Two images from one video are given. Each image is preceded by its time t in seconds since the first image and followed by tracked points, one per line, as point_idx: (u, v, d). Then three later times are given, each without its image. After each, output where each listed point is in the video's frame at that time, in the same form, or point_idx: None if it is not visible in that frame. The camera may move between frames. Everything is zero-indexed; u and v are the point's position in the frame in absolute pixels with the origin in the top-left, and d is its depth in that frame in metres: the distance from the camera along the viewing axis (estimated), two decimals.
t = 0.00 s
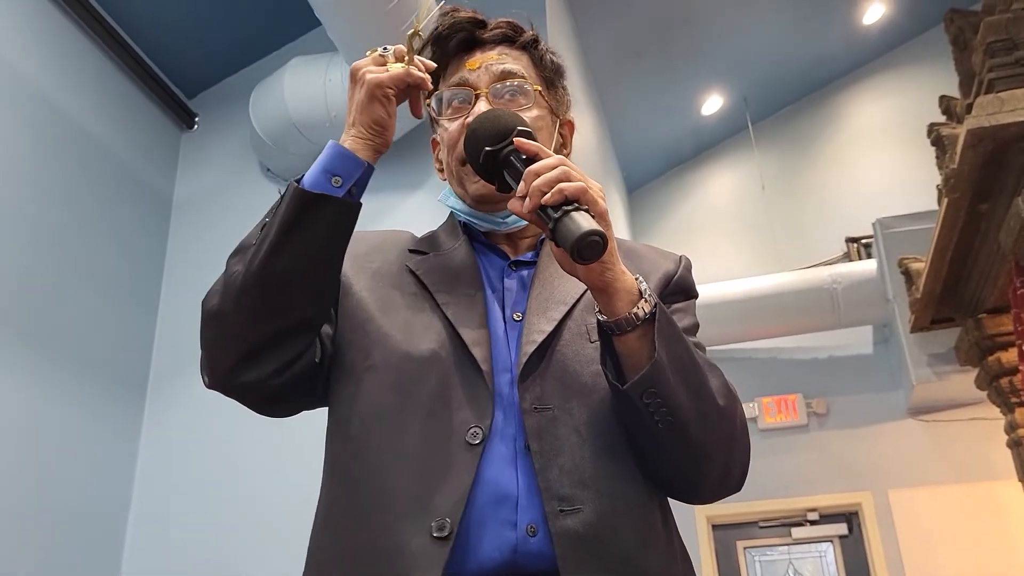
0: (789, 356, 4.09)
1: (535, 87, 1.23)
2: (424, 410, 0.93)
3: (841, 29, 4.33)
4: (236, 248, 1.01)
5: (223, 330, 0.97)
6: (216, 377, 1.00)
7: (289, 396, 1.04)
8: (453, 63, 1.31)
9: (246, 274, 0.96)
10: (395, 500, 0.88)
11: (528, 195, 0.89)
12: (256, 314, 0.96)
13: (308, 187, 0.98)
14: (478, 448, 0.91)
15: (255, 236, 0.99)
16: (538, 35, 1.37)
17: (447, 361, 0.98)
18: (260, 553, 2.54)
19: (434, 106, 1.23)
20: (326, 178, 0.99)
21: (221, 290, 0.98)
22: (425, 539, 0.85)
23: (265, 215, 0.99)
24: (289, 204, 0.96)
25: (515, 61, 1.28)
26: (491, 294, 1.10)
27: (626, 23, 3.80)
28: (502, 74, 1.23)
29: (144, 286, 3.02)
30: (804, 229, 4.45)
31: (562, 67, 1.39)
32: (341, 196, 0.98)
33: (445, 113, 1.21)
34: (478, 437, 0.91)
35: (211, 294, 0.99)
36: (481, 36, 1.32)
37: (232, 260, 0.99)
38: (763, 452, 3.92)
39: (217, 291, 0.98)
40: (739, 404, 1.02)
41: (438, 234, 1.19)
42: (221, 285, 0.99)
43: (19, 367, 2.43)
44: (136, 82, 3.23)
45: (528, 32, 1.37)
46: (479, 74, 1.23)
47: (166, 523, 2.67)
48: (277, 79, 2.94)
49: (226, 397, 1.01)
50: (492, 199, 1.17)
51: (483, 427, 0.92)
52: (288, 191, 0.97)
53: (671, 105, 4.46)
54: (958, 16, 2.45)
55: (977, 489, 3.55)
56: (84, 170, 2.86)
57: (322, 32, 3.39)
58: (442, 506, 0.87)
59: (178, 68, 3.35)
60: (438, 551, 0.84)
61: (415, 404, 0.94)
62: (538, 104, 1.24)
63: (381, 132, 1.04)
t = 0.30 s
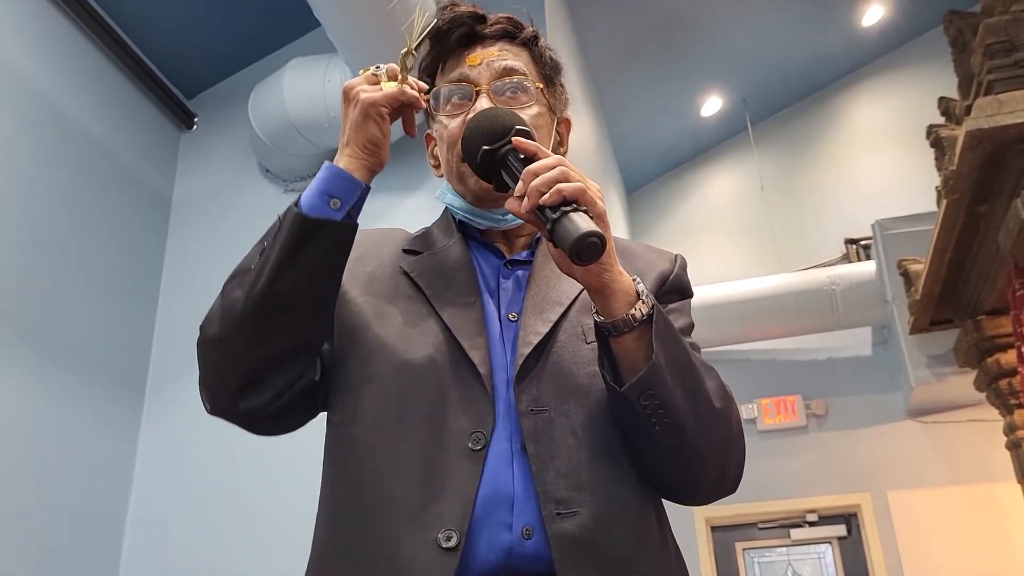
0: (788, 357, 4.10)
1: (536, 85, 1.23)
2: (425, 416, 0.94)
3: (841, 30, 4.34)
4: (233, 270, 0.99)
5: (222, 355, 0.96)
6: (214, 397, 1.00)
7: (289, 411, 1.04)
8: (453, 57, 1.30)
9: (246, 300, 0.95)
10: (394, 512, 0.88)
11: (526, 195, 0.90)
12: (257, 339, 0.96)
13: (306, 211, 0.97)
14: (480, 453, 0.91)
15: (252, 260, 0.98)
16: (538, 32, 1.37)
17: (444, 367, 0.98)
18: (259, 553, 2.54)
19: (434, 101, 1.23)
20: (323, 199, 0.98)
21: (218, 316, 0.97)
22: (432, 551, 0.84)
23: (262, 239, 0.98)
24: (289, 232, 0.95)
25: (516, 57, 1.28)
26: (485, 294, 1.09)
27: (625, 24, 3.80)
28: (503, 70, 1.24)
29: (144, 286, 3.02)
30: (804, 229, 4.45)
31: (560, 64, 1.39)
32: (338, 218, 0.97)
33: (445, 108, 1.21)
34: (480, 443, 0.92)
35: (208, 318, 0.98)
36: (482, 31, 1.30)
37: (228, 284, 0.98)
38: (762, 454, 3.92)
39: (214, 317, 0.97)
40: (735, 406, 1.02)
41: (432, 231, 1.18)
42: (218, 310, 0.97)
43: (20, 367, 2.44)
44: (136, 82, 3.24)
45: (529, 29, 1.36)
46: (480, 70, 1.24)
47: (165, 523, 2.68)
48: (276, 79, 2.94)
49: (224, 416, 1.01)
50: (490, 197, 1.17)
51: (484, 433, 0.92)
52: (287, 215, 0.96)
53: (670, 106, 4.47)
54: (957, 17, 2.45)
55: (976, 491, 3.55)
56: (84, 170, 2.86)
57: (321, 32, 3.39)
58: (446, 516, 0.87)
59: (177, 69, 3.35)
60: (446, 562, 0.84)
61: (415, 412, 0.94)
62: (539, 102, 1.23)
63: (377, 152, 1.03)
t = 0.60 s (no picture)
0: (787, 358, 4.09)
1: (519, 75, 1.23)
2: (429, 416, 0.93)
3: (840, 31, 4.34)
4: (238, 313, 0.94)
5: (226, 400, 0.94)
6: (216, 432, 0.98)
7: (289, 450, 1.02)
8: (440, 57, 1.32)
9: (252, 355, 0.91)
10: (401, 516, 0.87)
11: (527, 186, 0.90)
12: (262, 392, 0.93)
13: (315, 271, 0.91)
14: (494, 454, 0.91)
15: (259, 309, 0.92)
16: (521, 30, 1.37)
17: (446, 376, 0.97)
18: (259, 552, 2.54)
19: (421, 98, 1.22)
20: (325, 253, 0.91)
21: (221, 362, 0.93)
22: (458, 560, 0.84)
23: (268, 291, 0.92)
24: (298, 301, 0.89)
25: (499, 52, 1.28)
26: (483, 291, 1.09)
27: (625, 25, 3.80)
28: (485, 63, 1.23)
29: (144, 286, 3.02)
30: (803, 230, 4.46)
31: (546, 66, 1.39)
32: (344, 276, 0.90)
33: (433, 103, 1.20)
34: (493, 443, 0.92)
35: (212, 357, 0.95)
36: (465, 29, 1.33)
37: (234, 329, 0.94)
38: (761, 455, 3.91)
39: (217, 362, 0.93)
40: (733, 402, 1.01)
41: (426, 234, 1.18)
42: (222, 354, 0.94)
43: (19, 368, 2.44)
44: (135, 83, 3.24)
45: (513, 27, 1.37)
46: (463, 65, 1.22)
47: (164, 521, 2.67)
48: (275, 79, 2.94)
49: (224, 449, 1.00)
50: (479, 181, 1.15)
51: (497, 433, 0.93)
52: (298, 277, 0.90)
53: (670, 107, 4.47)
54: (955, 19, 2.46)
55: (976, 492, 3.55)
56: (84, 170, 2.86)
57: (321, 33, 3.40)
58: (464, 522, 0.87)
59: (176, 69, 3.35)
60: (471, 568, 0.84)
61: (418, 413, 0.93)
62: (523, 93, 1.23)
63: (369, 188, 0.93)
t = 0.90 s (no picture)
0: (787, 359, 4.09)
1: (517, 76, 1.22)
2: (427, 413, 0.93)
3: (840, 33, 4.34)
4: (265, 360, 0.93)
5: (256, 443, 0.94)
6: (239, 466, 0.98)
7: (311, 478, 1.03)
8: (440, 58, 1.34)
9: (289, 407, 0.91)
10: (404, 519, 0.87)
11: (514, 176, 0.90)
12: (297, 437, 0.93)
13: (354, 329, 0.91)
14: (494, 450, 0.92)
15: (288, 363, 0.91)
16: (520, 32, 1.37)
17: (451, 368, 0.97)
18: (257, 553, 2.54)
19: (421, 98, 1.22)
20: (364, 307, 0.91)
21: (251, 409, 0.92)
22: (461, 556, 0.85)
23: (299, 344, 0.91)
24: (343, 361, 0.89)
25: (497, 53, 1.29)
26: (479, 288, 1.09)
27: (625, 26, 3.80)
28: (485, 63, 1.23)
29: (143, 286, 3.03)
30: (802, 231, 4.46)
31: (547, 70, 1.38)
32: (386, 330, 0.92)
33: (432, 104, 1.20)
34: (494, 439, 0.92)
35: (238, 401, 0.93)
36: (465, 31, 1.34)
37: (262, 378, 0.92)
38: (761, 456, 3.91)
39: (247, 409, 0.92)
40: (729, 395, 1.01)
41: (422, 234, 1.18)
42: (251, 400, 0.93)
43: (19, 367, 2.44)
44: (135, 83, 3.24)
45: (511, 30, 1.37)
46: (464, 65, 1.23)
47: (163, 522, 2.67)
48: (275, 79, 2.94)
49: (246, 480, 1.00)
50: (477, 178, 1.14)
51: (497, 429, 0.93)
52: (334, 337, 0.90)
53: (670, 108, 4.47)
54: (955, 20, 2.45)
55: (975, 493, 3.54)
56: (83, 170, 2.86)
57: (320, 33, 3.40)
58: (467, 523, 0.87)
59: (176, 70, 3.35)
60: (472, 565, 0.84)
61: (418, 410, 0.93)
62: (522, 93, 1.22)
63: (410, 236, 0.92)
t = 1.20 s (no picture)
0: (787, 361, 4.09)
1: (519, 80, 1.22)
2: (426, 423, 0.94)
3: (840, 34, 4.34)
4: (277, 391, 0.92)
5: (263, 468, 0.94)
6: (243, 484, 0.98)
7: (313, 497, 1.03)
8: (440, 61, 1.34)
9: (300, 441, 0.91)
10: (403, 529, 0.87)
11: (514, 187, 0.90)
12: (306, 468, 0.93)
13: (371, 374, 0.91)
14: (491, 457, 0.91)
15: (303, 398, 0.91)
16: (522, 35, 1.37)
17: (451, 377, 0.98)
18: (257, 556, 2.53)
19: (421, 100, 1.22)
20: (382, 350, 0.91)
21: (261, 436, 0.92)
22: (455, 562, 0.84)
23: (315, 382, 0.90)
24: (356, 404, 0.89)
25: (498, 57, 1.28)
26: (478, 293, 1.09)
27: (624, 28, 3.80)
28: (485, 68, 1.24)
29: (143, 288, 3.02)
30: (803, 232, 4.45)
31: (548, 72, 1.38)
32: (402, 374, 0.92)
33: (433, 107, 1.20)
34: (491, 446, 0.91)
35: (248, 425, 0.93)
36: (467, 34, 1.34)
37: (274, 408, 0.92)
38: (760, 457, 3.91)
39: (258, 437, 0.92)
40: (727, 406, 1.01)
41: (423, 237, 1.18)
42: (261, 428, 0.92)
43: (20, 369, 2.44)
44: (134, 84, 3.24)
45: (512, 33, 1.37)
46: (465, 68, 1.24)
47: (163, 523, 2.67)
48: (275, 81, 2.94)
49: (249, 497, 1.00)
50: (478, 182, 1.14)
51: (494, 436, 0.92)
52: (353, 381, 0.89)
53: (670, 109, 4.47)
54: (955, 22, 2.45)
55: (975, 495, 3.54)
56: (83, 171, 2.86)
57: (319, 35, 3.40)
58: (462, 530, 0.86)
59: (175, 71, 3.35)
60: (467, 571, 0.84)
61: (419, 422, 0.94)
62: (524, 97, 1.21)
63: (431, 284, 0.93)
